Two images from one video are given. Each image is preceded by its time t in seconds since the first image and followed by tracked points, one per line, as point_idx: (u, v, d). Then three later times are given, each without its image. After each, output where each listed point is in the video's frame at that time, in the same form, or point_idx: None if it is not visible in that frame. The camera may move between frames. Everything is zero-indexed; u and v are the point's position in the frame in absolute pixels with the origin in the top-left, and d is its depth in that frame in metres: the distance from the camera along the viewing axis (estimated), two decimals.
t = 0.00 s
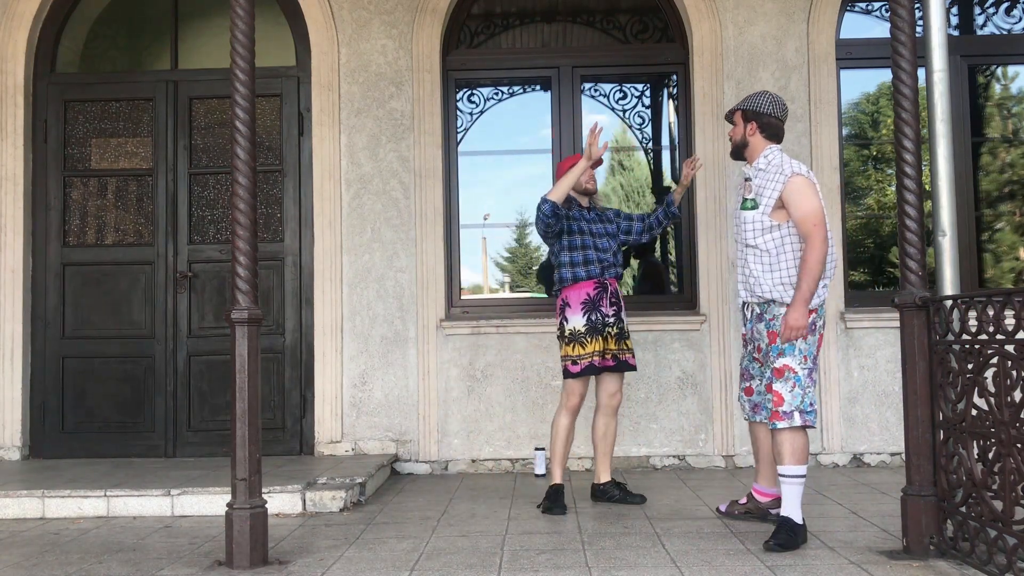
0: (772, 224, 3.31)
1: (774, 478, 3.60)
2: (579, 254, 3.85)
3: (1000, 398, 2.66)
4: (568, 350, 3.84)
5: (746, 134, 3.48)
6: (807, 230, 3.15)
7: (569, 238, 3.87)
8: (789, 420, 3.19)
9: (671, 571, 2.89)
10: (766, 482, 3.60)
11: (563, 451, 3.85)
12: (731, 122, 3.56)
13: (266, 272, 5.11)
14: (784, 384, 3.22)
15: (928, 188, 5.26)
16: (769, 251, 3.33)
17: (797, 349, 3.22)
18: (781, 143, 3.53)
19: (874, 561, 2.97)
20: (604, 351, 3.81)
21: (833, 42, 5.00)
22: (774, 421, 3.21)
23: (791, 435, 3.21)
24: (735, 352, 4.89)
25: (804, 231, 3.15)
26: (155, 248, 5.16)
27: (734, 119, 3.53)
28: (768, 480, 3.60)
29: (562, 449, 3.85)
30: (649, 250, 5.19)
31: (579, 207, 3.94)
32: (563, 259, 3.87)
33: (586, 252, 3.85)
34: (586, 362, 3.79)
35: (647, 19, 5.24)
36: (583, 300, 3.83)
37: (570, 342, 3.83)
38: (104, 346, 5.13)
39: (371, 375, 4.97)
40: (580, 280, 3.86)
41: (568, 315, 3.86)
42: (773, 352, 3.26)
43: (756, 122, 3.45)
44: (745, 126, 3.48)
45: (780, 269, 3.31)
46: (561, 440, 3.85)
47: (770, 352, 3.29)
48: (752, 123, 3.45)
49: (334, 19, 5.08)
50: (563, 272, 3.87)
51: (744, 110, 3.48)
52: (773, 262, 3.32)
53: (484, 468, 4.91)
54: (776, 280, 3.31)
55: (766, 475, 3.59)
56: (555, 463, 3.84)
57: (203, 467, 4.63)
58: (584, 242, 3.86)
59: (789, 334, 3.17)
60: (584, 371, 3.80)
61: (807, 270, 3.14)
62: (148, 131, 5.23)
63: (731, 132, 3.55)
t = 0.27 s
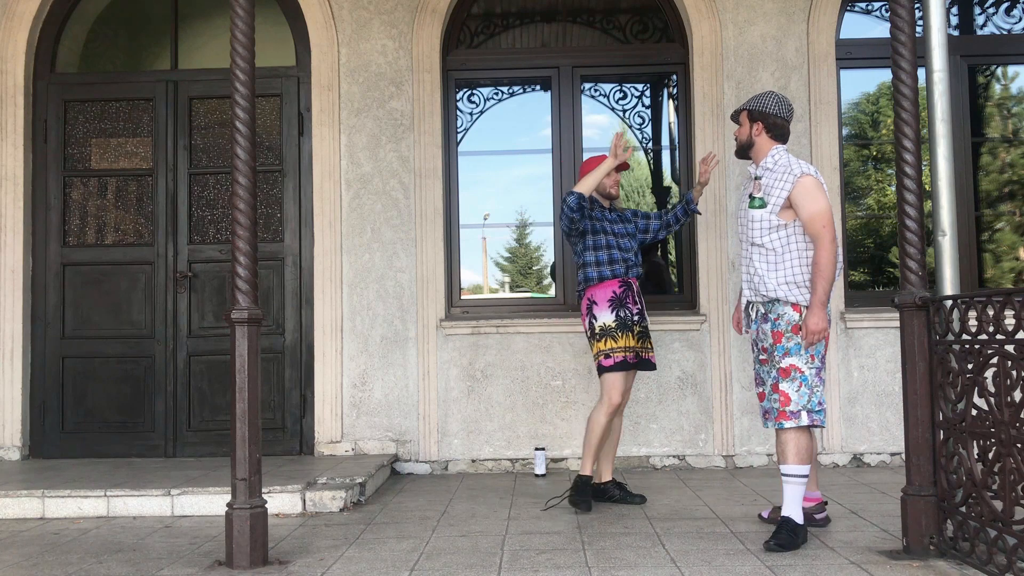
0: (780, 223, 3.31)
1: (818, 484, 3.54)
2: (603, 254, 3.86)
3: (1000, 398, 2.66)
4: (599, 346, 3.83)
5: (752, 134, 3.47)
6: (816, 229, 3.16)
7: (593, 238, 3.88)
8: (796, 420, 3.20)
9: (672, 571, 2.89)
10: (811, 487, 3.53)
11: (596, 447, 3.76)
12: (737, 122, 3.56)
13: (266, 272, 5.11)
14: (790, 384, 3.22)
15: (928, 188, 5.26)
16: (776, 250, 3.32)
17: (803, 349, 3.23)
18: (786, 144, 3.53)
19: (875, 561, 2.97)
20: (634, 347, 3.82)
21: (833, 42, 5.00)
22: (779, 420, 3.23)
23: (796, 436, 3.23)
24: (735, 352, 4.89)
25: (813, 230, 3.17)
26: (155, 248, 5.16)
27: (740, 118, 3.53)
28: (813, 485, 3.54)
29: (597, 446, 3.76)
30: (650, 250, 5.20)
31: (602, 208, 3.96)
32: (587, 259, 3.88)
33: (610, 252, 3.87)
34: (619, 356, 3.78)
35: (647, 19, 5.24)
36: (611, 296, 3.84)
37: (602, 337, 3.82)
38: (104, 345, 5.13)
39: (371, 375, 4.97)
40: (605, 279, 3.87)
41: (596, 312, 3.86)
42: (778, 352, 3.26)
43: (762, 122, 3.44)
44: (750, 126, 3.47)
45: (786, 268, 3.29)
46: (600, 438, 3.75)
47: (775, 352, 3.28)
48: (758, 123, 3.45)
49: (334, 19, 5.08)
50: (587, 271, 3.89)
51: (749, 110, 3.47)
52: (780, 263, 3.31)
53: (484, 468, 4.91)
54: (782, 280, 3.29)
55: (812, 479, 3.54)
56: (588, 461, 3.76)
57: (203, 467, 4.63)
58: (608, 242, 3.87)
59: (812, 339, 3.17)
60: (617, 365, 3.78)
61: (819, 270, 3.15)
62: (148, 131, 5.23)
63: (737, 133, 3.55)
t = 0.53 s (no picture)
0: (783, 221, 3.31)
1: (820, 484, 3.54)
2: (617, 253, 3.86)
3: (1000, 398, 2.66)
4: (615, 350, 3.83)
5: (756, 139, 3.47)
6: (818, 227, 3.16)
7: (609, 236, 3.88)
8: (795, 420, 3.20)
9: (672, 571, 2.89)
10: (811, 487, 3.53)
11: (646, 452, 3.77)
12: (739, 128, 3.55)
13: (266, 272, 5.11)
14: (790, 384, 3.23)
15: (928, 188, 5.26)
16: (779, 249, 3.32)
17: (805, 350, 3.23)
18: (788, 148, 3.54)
19: (875, 561, 2.97)
20: (649, 350, 3.82)
21: (833, 42, 5.00)
22: (779, 419, 3.23)
23: (796, 434, 3.22)
24: (735, 352, 4.89)
25: (815, 228, 3.16)
26: (155, 248, 5.16)
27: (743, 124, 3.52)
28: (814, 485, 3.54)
29: (645, 450, 3.76)
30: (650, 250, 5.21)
31: (618, 208, 3.94)
32: (601, 257, 3.88)
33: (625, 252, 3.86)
34: (637, 360, 3.78)
35: (647, 19, 5.24)
36: (624, 298, 3.83)
37: (617, 341, 3.82)
38: (104, 345, 5.13)
39: (371, 375, 4.96)
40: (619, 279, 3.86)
41: (609, 314, 3.85)
42: (779, 352, 3.26)
43: (766, 127, 3.45)
44: (755, 131, 3.47)
45: (789, 266, 3.29)
46: (643, 442, 3.76)
47: (777, 352, 3.28)
48: (762, 128, 3.45)
49: (334, 19, 5.08)
50: (600, 269, 3.88)
51: (753, 116, 3.47)
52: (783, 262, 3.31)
53: (484, 468, 4.91)
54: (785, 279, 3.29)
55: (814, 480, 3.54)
56: (643, 467, 3.77)
57: (204, 467, 4.63)
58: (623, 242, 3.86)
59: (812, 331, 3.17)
60: (635, 369, 3.78)
61: (820, 268, 3.14)
62: (148, 131, 5.23)
63: (741, 138, 3.54)
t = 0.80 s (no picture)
0: (785, 224, 3.31)
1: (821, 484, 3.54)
2: (625, 250, 3.83)
3: (1000, 398, 2.66)
4: (621, 350, 3.81)
5: (761, 143, 3.47)
6: (821, 229, 3.16)
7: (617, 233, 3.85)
8: (800, 423, 3.21)
9: (672, 571, 2.89)
10: (812, 487, 3.52)
11: (644, 452, 3.76)
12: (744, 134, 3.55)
13: (266, 272, 5.11)
14: (793, 389, 3.23)
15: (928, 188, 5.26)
16: (781, 251, 3.31)
17: (807, 354, 3.24)
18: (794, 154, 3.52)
19: (875, 561, 2.97)
20: (660, 348, 3.79)
21: (833, 42, 5.00)
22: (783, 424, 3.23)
23: (802, 435, 3.21)
24: (735, 352, 4.89)
25: (819, 231, 3.17)
26: (155, 248, 5.16)
27: (748, 129, 3.53)
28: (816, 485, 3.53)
29: (643, 451, 3.75)
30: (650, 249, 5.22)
31: (626, 204, 3.91)
32: (609, 254, 3.85)
33: (633, 248, 3.83)
34: (643, 361, 3.76)
35: (647, 19, 5.24)
36: (632, 297, 3.80)
37: (624, 341, 3.79)
38: (104, 345, 5.13)
39: (371, 375, 4.96)
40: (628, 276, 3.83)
41: (617, 313, 3.82)
42: (782, 356, 3.27)
43: (772, 132, 3.44)
44: (760, 136, 3.47)
45: (790, 267, 3.29)
46: (639, 442, 3.76)
47: (779, 356, 3.28)
48: (768, 132, 3.45)
49: (334, 19, 5.08)
50: (608, 267, 3.85)
51: (758, 121, 3.47)
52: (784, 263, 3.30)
53: (484, 468, 4.91)
54: (786, 281, 3.29)
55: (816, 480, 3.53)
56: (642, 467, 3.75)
57: (204, 467, 4.63)
58: (630, 238, 3.83)
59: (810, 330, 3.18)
60: (642, 370, 3.76)
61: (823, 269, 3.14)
62: (148, 131, 5.23)
63: (746, 143, 3.54)
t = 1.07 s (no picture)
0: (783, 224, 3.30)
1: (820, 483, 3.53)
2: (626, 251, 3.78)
3: (1000, 398, 2.66)
4: (620, 351, 3.81)
5: (762, 144, 3.46)
6: (820, 230, 3.17)
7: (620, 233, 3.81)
8: (794, 421, 3.20)
9: (671, 571, 2.89)
10: (811, 487, 3.52)
11: (643, 454, 3.76)
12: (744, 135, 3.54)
13: (266, 272, 5.11)
14: (789, 386, 3.23)
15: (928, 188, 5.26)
16: (779, 251, 3.31)
17: (803, 352, 3.24)
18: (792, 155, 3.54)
19: (875, 561, 2.97)
20: (658, 349, 3.74)
21: (833, 42, 5.00)
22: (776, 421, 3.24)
23: (799, 432, 3.21)
24: (735, 352, 4.89)
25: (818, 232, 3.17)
26: (155, 248, 5.16)
27: (748, 130, 3.52)
28: (814, 484, 3.53)
29: (643, 452, 3.76)
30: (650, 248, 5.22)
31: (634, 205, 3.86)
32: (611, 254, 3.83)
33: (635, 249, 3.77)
34: (639, 363, 3.74)
35: (647, 19, 5.24)
36: (630, 297, 3.76)
37: (622, 342, 3.79)
38: (104, 345, 5.13)
39: (371, 375, 4.96)
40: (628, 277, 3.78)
41: (615, 313, 3.81)
42: (778, 355, 3.27)
43: (773, 132, 3.44)
44: (762, 137, 3.47)
45: (787, 267, 3.28)
46: (639, 444, 3.76)
47: (775, 355, 3.28)
48: (769, 133, 3.44)
49: (334, 19, 5.08)
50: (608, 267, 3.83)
51: (759, 122, 3.47)
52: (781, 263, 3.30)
53: (484, 468, 4.91)
54: (784, 281, 3.28)
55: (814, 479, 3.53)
56: (641, 468, 3.75)
57: (204, 467, 4.63)
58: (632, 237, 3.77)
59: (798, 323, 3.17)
60: (639, 372, 3.75)
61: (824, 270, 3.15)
62: (148, 131, 5.23)
63: (746, 144, 3.54)
